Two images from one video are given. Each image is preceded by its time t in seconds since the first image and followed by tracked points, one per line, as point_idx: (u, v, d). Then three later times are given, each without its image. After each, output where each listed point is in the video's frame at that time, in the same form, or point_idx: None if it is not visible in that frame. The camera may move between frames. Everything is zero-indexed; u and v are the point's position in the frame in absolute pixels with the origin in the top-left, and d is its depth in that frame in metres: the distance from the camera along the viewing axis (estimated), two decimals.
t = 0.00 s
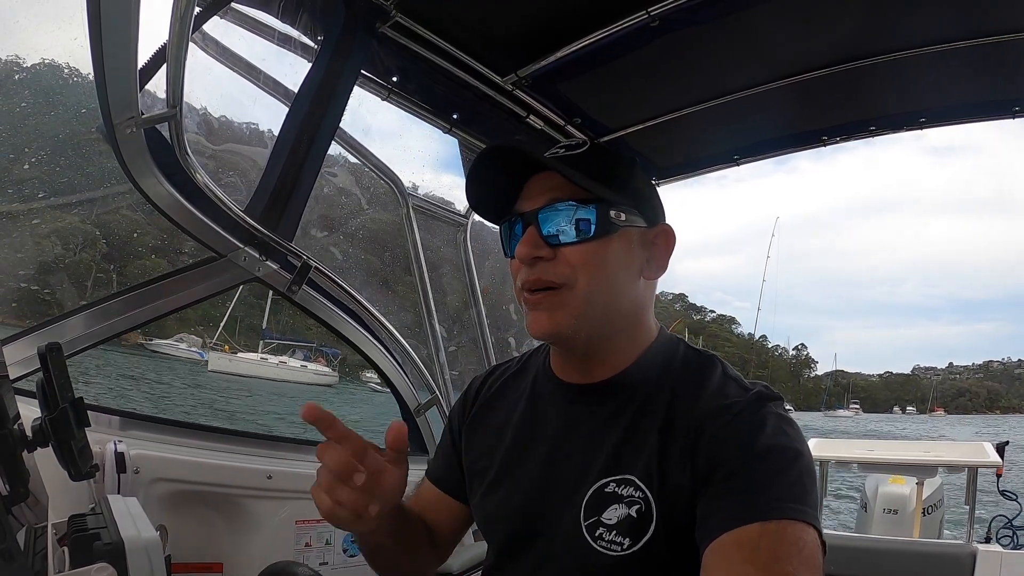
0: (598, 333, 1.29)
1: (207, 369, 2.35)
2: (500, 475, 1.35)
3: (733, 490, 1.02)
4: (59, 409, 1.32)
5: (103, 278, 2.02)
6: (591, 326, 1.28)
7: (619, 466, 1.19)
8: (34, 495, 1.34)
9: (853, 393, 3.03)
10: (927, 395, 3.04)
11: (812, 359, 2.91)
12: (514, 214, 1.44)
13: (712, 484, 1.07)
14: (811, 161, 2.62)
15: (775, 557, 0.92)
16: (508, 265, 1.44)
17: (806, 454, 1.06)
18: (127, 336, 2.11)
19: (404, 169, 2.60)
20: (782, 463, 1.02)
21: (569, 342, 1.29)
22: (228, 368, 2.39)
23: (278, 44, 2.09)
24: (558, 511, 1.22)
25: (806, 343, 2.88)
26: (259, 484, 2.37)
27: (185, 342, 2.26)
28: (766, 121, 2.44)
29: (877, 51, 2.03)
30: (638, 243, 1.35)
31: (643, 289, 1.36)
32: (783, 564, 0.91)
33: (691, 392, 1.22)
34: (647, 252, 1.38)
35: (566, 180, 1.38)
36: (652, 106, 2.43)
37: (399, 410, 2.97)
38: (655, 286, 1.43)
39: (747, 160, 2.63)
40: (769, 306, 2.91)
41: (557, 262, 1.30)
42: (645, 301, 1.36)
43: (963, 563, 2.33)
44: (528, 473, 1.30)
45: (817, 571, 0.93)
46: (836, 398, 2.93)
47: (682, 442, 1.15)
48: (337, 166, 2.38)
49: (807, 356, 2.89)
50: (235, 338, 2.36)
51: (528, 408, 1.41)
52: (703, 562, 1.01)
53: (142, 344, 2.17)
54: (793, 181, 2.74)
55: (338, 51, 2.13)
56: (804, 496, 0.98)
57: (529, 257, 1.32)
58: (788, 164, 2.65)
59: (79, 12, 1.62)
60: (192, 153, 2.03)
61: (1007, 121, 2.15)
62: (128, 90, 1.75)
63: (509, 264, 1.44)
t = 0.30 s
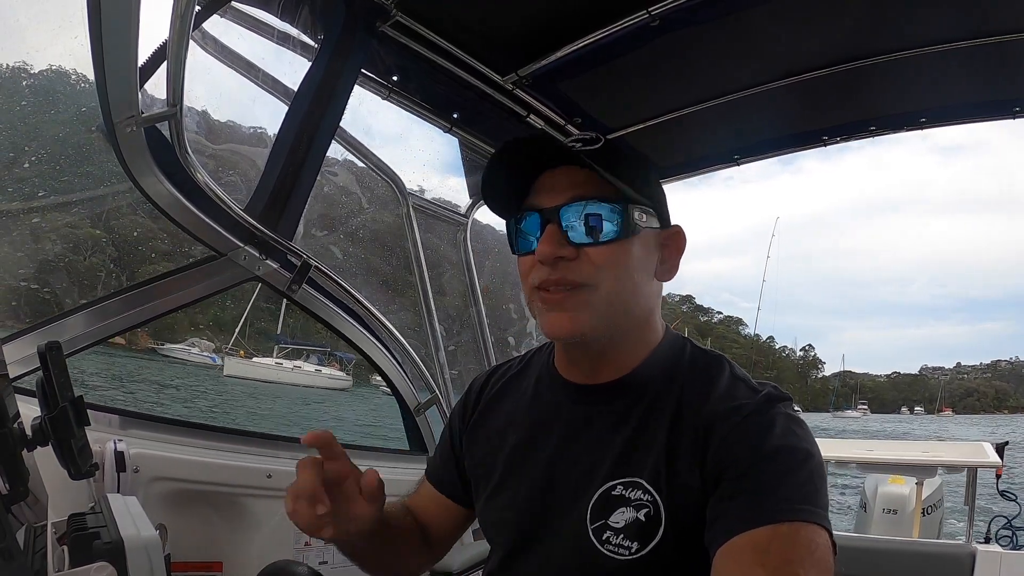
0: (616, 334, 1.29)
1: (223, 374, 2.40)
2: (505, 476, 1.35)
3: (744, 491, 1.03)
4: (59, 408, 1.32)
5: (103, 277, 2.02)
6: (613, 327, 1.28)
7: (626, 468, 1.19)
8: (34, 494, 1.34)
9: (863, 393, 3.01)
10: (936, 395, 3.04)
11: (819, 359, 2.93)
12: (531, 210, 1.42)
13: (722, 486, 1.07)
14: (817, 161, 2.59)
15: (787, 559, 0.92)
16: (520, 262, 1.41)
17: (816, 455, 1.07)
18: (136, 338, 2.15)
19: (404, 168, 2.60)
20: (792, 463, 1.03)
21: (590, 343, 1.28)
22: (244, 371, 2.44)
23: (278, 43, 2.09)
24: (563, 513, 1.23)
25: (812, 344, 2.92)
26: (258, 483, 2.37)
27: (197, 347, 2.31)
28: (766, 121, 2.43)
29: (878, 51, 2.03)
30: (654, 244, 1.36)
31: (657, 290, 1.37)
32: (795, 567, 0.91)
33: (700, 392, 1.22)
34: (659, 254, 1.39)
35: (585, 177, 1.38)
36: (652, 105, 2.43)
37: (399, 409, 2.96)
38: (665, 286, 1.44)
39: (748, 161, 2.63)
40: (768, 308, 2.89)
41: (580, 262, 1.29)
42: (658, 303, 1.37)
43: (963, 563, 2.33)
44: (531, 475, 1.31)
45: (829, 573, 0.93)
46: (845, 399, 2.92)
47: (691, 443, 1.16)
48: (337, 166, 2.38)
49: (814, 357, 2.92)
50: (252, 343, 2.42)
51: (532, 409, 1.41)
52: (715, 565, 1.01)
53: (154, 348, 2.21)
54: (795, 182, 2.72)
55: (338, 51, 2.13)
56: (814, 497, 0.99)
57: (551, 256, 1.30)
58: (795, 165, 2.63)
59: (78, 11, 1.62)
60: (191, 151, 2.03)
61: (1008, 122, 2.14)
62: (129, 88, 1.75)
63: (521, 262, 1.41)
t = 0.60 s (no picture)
0: (646, 336, 1.30)
1: (240, 377, 2.44)
2: (506, 476, 1.35)
3: (744, 493, 1.02)
4: (60, 407, 1.32)
5: (103, 277, 2.02)
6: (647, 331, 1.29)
7: (626, 469, 1.19)
8: (34, 494, 1.33)
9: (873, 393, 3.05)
10: (945, 395, 3.08)
11: (829, 359, 2.95)
12: (562, 203, 1.36)
13: (722, 488, 1.07)
14: (824, 160, 2.59)
15: (786, 562, 0.92)
16: (546, 258, 1.35)
17: (817, 457, 1.07)
18: (149, 342, 2.19)
19: (405, 167, 2.59)
20: (792, 465, 1.02)
21: (623, 345, 1.28)
22: (260, 374, 2.49)
23: (278, 42, 2.09)
24: (562, 515, 1.23)
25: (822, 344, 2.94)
26: (258, 482, 2.37)
27: (209, 350, 2.34)
28: (766, 120, 2.43)
29: (877, 51, 2.03)
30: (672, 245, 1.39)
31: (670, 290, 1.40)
32: (794, 569, 0.91)
33: (700, 393, 1.22)
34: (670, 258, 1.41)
35: (622, 178, 1.36)
36: (652, 104, 2.42)
37: (399, 409, 2.96)
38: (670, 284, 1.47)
39: (747, 160, 2.64)
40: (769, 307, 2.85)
41: (625, 265, 1.27)
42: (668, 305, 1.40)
43: (964, 562, 2.33)
44: (530, 475, 1.31)
45: None
46: (856, 399, 2.96)
47: (692, 444, 1.16)
48: (337, 165, 2.37)
49: (824, 356, 2.94)
50: (266, 347, 2.46)
51: (532, 410, 1.41)
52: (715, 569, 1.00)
53: (167, 352, 2.25)
54: (801, 181, 2.72)
55: (338, 51, 2.13)
56: (814, 499, 0.99)
57: (598, 258, 1.27)
58: (803, 164, 2.64)
59: (78, 11, 1.62)
60: (192, 151, 2.02)
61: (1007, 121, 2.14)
62: (128, 87, 1.75)
63: (547, 256, 1.35)
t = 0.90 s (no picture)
0: (648, 339, 1.29)
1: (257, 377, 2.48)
2: (506, 478, 1.35)
3: (743, 495, 1.03)
4: (59, 407, 1.31)
5: (102, 276, 2.02)
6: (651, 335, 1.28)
7: (627, 471, 1.19)
8: (34, 493, 1.34)
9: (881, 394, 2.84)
10: (955, 395, 2.81)
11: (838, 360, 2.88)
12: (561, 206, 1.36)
13: (722, 489, 1.07)
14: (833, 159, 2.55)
15: (787, 564, 0.92)
16: (545, 260, 1.34)
17: (816, 458, 1.07)
18: (161, 342, 2.22)
19: (405, 168, 2.59)
20: (792, 466, 1.03)
21: (628, 349, 1.27)
22: (277, 376, 2.54)
23: (279, 42, 2.09)
24: (563, 517, 1.23)
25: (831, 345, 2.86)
26: (258, 482, 2.37)
27: (224, 351, 2.38)
28: (766, 121, 2.44)
29: (877, 51, 2.03)
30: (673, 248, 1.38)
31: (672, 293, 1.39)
32: (794, 570, 0.92)
33: (701, 394, 1.23)
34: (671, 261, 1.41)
35: (623, 180, 1.36)
36: (652, 104, 2.43)
37: (399, 408, 2.96)
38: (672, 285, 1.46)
39: (747, 160, 2.64)
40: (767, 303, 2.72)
41: (628, 269, 1.27)
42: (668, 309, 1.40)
43: (963, 563, 2.33)
44: (531, 477, 1.31)
45: None
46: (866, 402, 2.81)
47: (692, 445, 1.16)
48: (337, 165, 2.37)
49: (833, 357, 2.87)
50: (284, 348, 2.50)
51: (531, 412, 1.41)
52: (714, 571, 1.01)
53: (181, 353, 2.29)
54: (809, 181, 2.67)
55: (338, 50, 2.13)
56: (813, 500, 0.99)
57: (599, 262, 1.26)
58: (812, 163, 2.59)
59: (78, 10, 1.62)
60: (191, 150, 2.02)
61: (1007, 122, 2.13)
62: (128, 87, 1.74)
63: (546, 259, 1.34)
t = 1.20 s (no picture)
0: (644, 337, 1.30)
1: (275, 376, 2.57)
2: (514, 477, 1.35)
3: (749, 494, 1.03)
4: (59, 407, 1.31)
5: (103, 275, 2.02)
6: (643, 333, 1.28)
7: (634, 470, 1.19)
8: (34, 492, 1.33)
9: (893, 394, 3.03)
10: (966, 396, 3.10)
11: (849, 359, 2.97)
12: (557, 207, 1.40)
13: (729, 489, 1.07)
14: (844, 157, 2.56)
15: (793, 561, 0.93)
16: (543, 259, 1.39)
17: (822, 458, 1.07)
18: (175, 342, 2.28)
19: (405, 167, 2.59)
20: (798, 466, 1.03)
21: (620, 346, 1.28)
22: (294, 374, 2.62)
23: (279, 42, 2.09)
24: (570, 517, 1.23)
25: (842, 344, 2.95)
26: (258, 482, 2.36)
27: (239, 349, 2.46)
28: (766, 121, 2.44)
29: (878, 51, 2.03)
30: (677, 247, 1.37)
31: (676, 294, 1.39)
32: (799, 567, 0.92)
33: (709, 394, 1.22)
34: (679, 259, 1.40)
35: (617, 180, 1.37)
36: (653, 104, 2.42)
37: (399, 408, 2.95)
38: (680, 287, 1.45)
39: (747, 160, 2.64)
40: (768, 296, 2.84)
41: (616, 266, 1.28)
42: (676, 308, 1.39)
43: (962, 562, 2.34)
44: (539, 476, 1.31)
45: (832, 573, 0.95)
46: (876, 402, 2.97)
47: (699, 444, 1.16)
48: (337, 164, 2.37)
49: (843, 357, 2.96)
50: (303, 348, 2.58)
51: (540, 413, 1.41)
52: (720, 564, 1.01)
53: (194, 351, 2.35)
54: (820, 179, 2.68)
55: (338, 50, 2.13)
56: (820, 499, 0.99)
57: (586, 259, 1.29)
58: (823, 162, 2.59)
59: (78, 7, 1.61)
60: (192, 150, 2.01)
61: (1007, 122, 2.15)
62: (129, 86, 1.74)
63: (544, 259, 1.39)
